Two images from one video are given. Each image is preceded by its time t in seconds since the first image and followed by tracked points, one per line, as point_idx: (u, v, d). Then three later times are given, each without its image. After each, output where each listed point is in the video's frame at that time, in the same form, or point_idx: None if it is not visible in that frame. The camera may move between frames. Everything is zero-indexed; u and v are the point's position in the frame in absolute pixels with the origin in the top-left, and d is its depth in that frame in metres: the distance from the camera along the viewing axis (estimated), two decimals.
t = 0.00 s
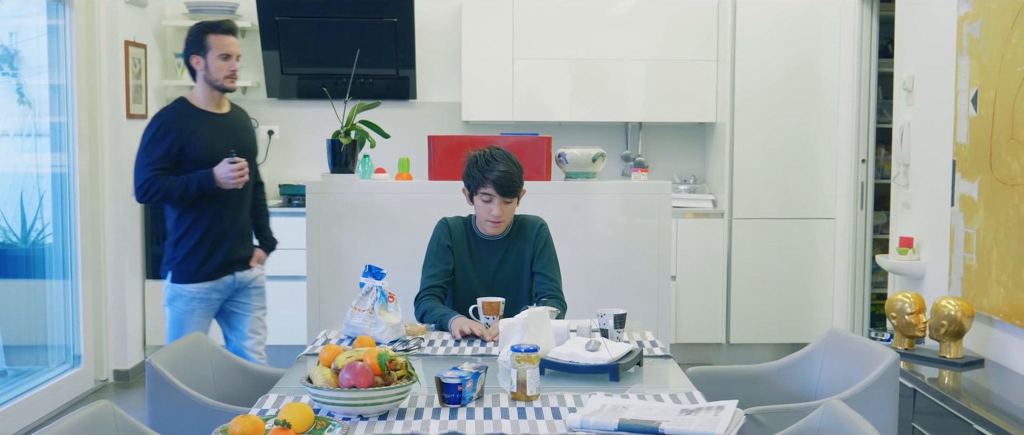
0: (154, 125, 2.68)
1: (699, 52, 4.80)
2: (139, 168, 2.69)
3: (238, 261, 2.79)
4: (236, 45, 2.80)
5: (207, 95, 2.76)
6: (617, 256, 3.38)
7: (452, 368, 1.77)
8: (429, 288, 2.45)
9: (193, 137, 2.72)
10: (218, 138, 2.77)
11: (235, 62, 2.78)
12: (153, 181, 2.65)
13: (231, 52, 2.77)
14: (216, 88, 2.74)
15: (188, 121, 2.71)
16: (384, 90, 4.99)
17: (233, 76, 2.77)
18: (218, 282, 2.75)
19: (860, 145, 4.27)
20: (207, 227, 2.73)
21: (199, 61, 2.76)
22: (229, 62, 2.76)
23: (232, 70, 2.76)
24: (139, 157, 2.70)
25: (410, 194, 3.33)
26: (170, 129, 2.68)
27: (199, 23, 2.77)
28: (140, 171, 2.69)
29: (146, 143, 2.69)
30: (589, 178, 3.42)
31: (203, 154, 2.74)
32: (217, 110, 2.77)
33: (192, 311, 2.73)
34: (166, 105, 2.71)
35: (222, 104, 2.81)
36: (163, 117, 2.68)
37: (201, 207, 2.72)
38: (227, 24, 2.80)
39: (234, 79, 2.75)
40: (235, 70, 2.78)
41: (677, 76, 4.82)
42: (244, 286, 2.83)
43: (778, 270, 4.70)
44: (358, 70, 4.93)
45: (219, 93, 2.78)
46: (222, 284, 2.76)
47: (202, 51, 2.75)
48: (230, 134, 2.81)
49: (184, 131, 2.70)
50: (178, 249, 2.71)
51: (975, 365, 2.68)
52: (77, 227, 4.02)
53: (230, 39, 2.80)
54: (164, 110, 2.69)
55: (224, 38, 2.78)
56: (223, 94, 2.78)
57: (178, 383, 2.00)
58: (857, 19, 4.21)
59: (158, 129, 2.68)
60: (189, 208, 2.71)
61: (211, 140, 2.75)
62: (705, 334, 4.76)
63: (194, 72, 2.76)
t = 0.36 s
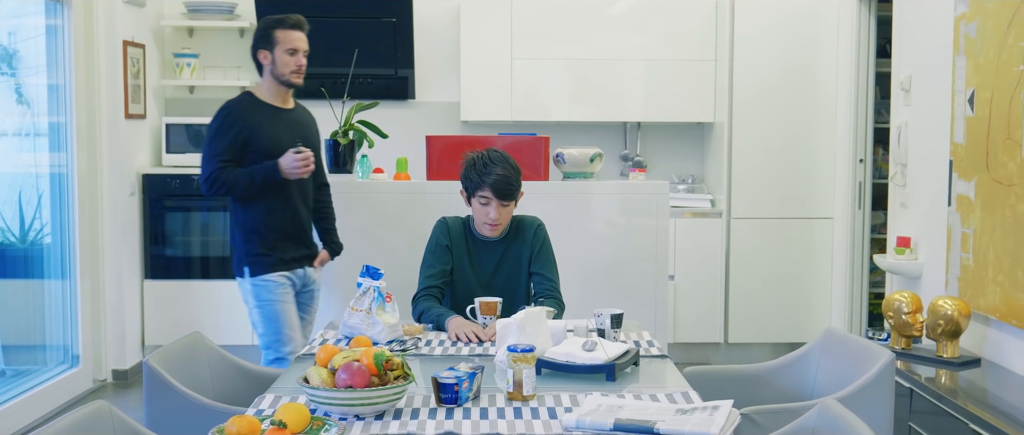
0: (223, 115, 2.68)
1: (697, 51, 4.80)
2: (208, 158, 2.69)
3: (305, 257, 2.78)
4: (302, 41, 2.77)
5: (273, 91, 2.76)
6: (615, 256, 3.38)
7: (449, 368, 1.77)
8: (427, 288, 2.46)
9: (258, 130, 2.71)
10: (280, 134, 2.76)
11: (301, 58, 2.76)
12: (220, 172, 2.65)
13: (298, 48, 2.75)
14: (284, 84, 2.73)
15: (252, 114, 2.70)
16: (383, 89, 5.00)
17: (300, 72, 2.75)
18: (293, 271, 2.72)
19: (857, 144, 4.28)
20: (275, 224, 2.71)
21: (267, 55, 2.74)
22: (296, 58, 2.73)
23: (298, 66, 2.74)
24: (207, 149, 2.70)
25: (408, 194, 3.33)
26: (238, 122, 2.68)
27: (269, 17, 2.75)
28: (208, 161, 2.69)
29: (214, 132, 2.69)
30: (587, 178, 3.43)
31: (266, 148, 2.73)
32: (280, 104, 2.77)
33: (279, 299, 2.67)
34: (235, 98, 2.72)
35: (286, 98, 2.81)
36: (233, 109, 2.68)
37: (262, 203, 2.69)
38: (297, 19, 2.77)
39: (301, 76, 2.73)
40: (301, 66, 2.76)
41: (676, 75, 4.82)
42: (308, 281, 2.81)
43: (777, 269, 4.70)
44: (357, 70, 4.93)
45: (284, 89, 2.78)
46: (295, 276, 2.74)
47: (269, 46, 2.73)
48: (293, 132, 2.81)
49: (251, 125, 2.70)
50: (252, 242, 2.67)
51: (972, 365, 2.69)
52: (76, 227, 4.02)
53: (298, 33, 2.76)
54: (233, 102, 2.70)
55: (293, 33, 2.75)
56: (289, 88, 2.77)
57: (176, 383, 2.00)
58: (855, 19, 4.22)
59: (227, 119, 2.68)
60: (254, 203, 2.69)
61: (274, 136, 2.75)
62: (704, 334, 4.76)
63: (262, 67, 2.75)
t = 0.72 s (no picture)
0: (309, 128, 2.60)
1: (695, 52, 4.80)
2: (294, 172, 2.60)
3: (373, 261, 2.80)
4: (372, 48, 2.67)
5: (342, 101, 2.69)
6: (613, 256, 3.38)
7: (445, 369, 1.77)
8: (424, 288, 2.46)
9: (348, 140, 2.67)
10: (359, 145, 2.72)
11: (371, 67, 2.68)
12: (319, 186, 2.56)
13: (368, 57, 2.66)
14: (355, 95, 2.68)
15: (339, 127, 2.64)
16: (380, 90, 4.99)
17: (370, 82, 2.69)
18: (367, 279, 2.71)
19: (855, 145, 4.28)
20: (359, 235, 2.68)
21: (336, 63, 2.64)
22: (367, 68, 2.66)
23: (368, 77, 2.67)
24: (295, 163, 2.60)
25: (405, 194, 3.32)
26: (325, 133, 2.61)
27: (342, 24, 2.63)
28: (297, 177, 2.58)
29: (301, 146, 2.60)
30: (584, 178, 3.42)
31: (352, 161, 2.69)
32: (351, 113, 2.71)
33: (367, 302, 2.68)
34: (318, 109, 2.63)
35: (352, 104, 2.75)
36: (320, 122, 2.60)
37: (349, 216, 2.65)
38: (370, 27, 2.66)
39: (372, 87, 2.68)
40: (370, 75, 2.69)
41: (673, 76, 4.82)
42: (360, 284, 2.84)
43: (774, 269, 4.70)
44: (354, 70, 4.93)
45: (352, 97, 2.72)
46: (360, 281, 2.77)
47: (340, 54, 2.63)
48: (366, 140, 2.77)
49: (336, 136, 2.64)
50: (339, 252, 2.63)
51: (968, 365, 2.68)
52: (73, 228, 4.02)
53: (370, 41, 2.66)
54: (319, 115, 2.61)
55: (364, 42, 2.64)
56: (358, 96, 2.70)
57: (172, 384, 2.00)
58: (852, 20, 4.22)
59: (313, 131, 2.60)
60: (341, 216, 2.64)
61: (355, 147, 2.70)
62: (701, 335, 4.76)
63: (330, 73, 2.67)
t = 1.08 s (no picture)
0: (405, 131, 2.71)
1: (692, 52, 4.81)
2: (393, 175, 2.74)
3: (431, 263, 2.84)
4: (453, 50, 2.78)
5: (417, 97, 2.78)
6: (611, 256, 3.37)
7: (441, 370, 1.77)
8: (422, 289, 2.45)
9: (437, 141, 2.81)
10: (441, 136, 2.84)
11: (448, 66, 2.77)
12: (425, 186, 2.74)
13: (447, 57, 2.76)
14: (428, 95, 2.78)
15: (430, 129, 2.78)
16: (377, 90, 4.99)
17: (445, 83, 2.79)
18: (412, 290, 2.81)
19: (852, 144, 4.28)
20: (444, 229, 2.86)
21: (412, 61, 2.75)
22: (442, 69, 2.75)
23: (444, 76, 2.76)
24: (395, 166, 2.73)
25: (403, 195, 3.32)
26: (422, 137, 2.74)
27: (422, 23, 2.71)
28: (406, 180, 2.73)
29: (396, 149, 2.72)
30: (581, 178, 3.42)
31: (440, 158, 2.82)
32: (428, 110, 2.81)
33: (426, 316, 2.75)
34: (403, 110, 2.73)
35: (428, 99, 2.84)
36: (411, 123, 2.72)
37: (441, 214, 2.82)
38: (446, 23, 2.73)
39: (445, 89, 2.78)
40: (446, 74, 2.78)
41: (670, 76, 4.82)
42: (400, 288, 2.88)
43: (771, 269, 4.70)
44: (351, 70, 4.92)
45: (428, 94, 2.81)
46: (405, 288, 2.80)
47: (416, 54, 2.74)
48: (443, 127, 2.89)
49: (427, 132, 2.76)
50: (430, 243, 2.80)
51: (965, 365, 2.68)
52: (69, 228, 4.01)
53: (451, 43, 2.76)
54: (410, 118, 2.72)
55: (442, 40, 2.73)
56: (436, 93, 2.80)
57: (169, 385, 2.00)
58: (849, 20, 4.22)
59: (405, 132, 2.72)
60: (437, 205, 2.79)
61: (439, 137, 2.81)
62: (698, 335, 4.76)
63: (406, 71, 2.77)
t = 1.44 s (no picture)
0: (464, 131, 2.81)
1: (689, 52, 4.81)
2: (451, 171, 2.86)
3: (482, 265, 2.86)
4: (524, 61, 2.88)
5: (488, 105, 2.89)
6: (608, 257, 3.37)
7: (439, 371, 1.77)
8: (418, 290, 2.45)
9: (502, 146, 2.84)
10: (510, 141, 2.88)
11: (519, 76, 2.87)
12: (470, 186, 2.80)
13: (518, 67, 2.86)
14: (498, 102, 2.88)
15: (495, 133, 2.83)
16: (374, 90, 4.99)
17: (514, 92, 2.87)
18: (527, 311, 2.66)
19: (849, 145, 4.28)
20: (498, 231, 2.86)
21: (485, 69, 2.88)
22: (511, 77, 2.85)
23: (514, 84, 2.86)
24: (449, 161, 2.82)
25: (400, 195, 3.32)
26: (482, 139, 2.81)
27: (491, 31, 2.84)
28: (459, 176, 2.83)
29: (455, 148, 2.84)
30: (578, 179, 3.42)
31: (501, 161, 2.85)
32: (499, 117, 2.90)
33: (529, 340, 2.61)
34: (470, 114, 2.84)
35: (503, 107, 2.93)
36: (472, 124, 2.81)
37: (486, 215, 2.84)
38: (517, 32, 2.84)
39: (514, 96, 2.86)
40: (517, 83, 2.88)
41: (668, 76, 4.82)
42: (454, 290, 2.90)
43: (768, 269, 4.71)
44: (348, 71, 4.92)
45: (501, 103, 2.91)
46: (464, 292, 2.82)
47: (489, 62, 2.86)
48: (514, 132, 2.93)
49: (491, 135, 2.83)
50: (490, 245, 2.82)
51: (962, 365, 2.68)
52: (66, 229, 4.00)
53: (521, 51, 2.85)
54: (473, 120, 2.81)
55: (511, 49, 2.83)
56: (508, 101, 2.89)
57: (165, 386, 1.99)
58: (846, 20, 4.22)
59: (466, 134, 2.81)
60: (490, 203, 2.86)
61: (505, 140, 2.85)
62: (695, 335, 4.76)
63: (479, 80, 2.90)
